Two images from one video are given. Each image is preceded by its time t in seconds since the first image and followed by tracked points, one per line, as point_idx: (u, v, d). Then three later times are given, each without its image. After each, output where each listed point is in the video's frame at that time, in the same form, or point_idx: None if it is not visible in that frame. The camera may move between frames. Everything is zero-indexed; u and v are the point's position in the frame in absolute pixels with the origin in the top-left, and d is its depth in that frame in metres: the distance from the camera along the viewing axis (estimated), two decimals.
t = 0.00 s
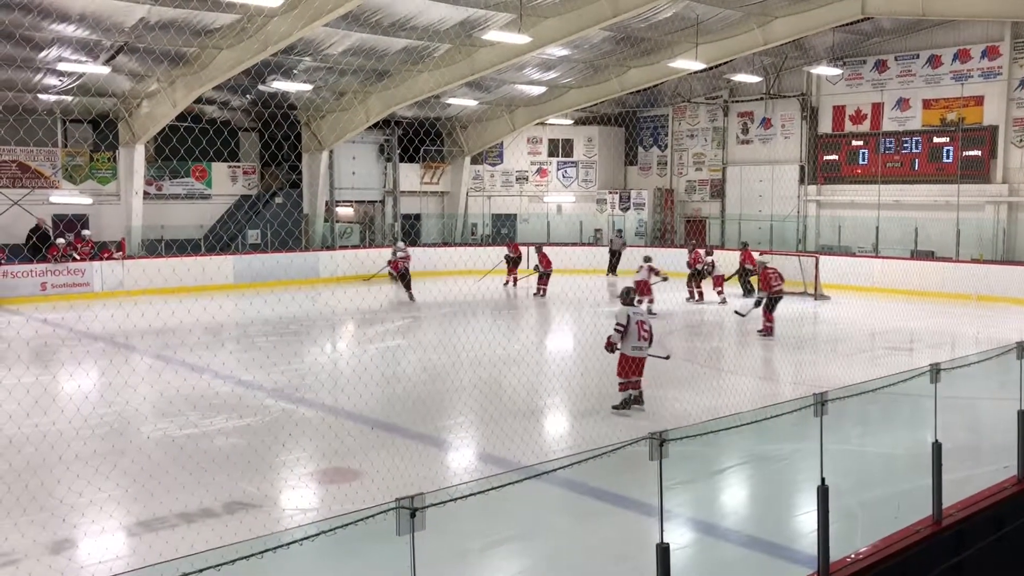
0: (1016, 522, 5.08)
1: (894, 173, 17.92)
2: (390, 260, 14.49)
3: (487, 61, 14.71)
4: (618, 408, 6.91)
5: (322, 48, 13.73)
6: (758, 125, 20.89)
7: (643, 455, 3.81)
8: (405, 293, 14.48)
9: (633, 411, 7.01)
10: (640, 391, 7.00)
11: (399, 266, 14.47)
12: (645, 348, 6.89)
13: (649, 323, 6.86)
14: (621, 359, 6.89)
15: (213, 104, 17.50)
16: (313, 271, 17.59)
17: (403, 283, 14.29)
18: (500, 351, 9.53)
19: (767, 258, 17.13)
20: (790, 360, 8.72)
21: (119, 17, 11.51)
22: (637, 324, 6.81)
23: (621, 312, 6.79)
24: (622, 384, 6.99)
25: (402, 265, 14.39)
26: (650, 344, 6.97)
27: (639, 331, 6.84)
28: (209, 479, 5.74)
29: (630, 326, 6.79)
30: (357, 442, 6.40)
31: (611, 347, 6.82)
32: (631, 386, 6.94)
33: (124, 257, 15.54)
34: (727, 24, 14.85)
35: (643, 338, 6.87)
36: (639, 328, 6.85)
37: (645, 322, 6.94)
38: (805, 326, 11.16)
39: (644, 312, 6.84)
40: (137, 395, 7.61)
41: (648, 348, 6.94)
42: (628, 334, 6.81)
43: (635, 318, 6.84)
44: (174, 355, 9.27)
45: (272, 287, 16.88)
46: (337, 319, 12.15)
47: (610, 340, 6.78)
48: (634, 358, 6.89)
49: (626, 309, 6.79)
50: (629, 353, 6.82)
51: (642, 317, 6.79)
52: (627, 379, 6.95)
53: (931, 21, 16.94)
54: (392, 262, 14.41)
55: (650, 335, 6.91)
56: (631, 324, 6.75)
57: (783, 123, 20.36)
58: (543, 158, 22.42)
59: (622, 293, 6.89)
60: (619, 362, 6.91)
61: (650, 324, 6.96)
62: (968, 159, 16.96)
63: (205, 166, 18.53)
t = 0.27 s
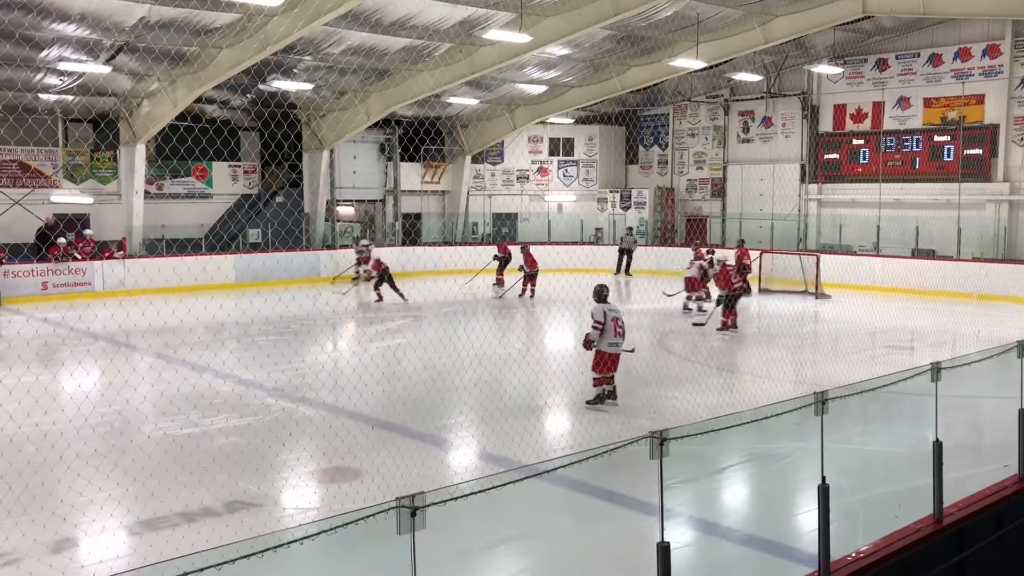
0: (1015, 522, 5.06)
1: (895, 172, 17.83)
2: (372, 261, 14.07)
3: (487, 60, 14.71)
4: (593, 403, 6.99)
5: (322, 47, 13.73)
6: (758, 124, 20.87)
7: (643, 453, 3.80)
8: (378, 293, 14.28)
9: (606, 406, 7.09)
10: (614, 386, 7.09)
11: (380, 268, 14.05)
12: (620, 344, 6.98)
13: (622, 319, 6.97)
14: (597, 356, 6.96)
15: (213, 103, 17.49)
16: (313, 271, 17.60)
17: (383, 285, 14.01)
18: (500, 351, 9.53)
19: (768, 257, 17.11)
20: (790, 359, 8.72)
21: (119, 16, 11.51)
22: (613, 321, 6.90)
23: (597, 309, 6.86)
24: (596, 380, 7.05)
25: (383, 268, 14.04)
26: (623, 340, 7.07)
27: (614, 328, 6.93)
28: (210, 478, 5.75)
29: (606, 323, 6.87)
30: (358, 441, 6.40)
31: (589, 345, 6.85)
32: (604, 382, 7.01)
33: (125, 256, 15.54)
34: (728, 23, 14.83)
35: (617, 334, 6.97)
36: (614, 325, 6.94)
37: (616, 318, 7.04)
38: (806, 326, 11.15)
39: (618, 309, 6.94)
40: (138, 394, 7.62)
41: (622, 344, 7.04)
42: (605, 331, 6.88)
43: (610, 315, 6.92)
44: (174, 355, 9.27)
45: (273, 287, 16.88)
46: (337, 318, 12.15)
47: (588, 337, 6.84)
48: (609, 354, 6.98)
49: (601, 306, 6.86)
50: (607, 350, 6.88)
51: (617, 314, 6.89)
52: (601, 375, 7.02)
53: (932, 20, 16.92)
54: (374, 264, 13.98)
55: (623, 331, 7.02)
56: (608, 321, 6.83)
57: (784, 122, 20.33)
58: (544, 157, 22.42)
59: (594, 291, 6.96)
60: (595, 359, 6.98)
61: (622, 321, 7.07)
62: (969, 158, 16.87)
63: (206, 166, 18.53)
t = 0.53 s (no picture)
0: (1020, 521, 5.05)
1: (899, 170, 17.92)
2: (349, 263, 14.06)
3: (491, 60, 14.71)
4: (571, 399, 7.10)
5: (326, 47, 13.74)
6: (762, 123, 20.84)
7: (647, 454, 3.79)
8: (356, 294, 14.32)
9: (583, 403, 7.20)
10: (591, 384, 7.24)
11: (356, 271, 14.13)
12: (597, 342, 7.23)
13: (597, 317, 7.24)
14: (576, 352, 7.15)
15: (217, 103, 17.51)
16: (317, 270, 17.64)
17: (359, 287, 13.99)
18: (503, 350, 9.53)
19: (771, 257, 17.09)
20: (793, 358, 8.70)
21: (123, 16, 11.52)
22: (590, 318, 7.16)
23: (574, 306, 7.11)
24: (573, 377, 7.20)
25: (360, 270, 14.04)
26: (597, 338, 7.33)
27: (592, 325, 7.19)
28: (214, 478, 5.76)
29: (585, 319, 7.13)
30: (361, 441, 6.41)
31: (569, 340, 7.06)
32: (582, 378, 7.16)
33: (129, 256, 15.57)
34: (731, 22, 14.82)
35: (594, 332, 7.22)
36: (591, 322, 7.20)
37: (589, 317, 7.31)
38: (809, 325, 11.15)
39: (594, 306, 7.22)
40: (141, 394, 7.63)
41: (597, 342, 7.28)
42: (584, 327, 7.11)
43: (587, 313, 7.18)
44: (178, 354, 9.29)
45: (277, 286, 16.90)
46: (340, 318, 12.16)
47: (568, 333, 7.06)
48: (587, 351, 7.18)
49: (578, 303, 7.12)
50: (585, 346, 7.11)
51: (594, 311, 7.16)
52: (578, 372, 7.19)
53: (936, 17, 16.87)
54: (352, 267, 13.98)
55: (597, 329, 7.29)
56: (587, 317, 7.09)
57: (788, 120, 20.31)
58: (547, 156, 22.43)
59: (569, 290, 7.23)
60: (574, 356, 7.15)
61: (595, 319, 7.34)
62: (973, 156, 16.96)
63: (210, 165, 18.54)
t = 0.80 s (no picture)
0: None
1: (909, 168, 17.65)
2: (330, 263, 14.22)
3: (499, 58, 14.72)
4: (553, 395, 7.19)
5: (334, 46, 13.76)
6: (771, 120, 20.79)
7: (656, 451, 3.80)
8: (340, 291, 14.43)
9: (566, 399, 7.28)
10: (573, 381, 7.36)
11: (338, 266, 14.22)
12: (579, 339, 7.40)
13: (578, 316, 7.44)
14: (558, 349, 7.30)
15: (226, 102, 17.55)
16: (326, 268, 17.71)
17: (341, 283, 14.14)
18: (512, 348, 9.55)
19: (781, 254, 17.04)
20: (802, 356, 8.69)
21: (133, 15, 11.57)
22: (571, 315, 7.35)
23: (556, 304, 7.32)
24: (556, 374, 7.33)
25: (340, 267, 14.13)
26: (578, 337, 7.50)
27: (574, 322, 7.37)
28: (224, 475, 5.78)
29: (566, 317, 7.32)
30: (371, 438, 6.42)
31: (550, 337, 7.24)
32: (565, 374, 7.28)
33: (139, 254, 15.63)
34: (740, 19, 14.79)
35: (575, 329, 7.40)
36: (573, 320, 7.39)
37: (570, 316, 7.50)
38: (818, 323, 11.14)
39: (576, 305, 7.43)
40: (152, 392, 7.66)
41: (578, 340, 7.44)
42: (565, 324, 7.30)
43: (568, 311, 7.38)
44: (188, 352, 9.32)
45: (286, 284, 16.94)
46: (349, 316, 12.18)
47: (548, 329, 7.24)
48: (568, 349, 7.34)
49: (560, 301, 7.33)
50: (566, 342, 7.27)
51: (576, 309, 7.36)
52: (561, 369, 7.32)
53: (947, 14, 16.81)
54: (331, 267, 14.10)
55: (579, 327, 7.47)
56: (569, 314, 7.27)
57: (797, 118, 20.28)
58: (556, 154, 22.43)
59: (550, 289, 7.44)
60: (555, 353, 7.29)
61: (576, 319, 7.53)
62: (984, 154, 16.72)
63: (219, 164, 18.62)
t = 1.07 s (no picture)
0: None
1: (923, 164, 17.83)
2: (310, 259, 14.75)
3: (510, 56, 14.71)
4: (540, 392, 7.22)
5: (346, 44, 13.79)
6: (784, 117, 20.70)
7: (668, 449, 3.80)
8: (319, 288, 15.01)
9: (552, 395, 7.32)
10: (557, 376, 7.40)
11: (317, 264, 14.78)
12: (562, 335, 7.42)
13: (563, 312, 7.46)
14: (543, 346, 7.33)
15: (239, 100, 17.60)
16: (339, 265, 17.80)
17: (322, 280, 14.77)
18: (524, 345, 9.55)
19: (794, 252, 16.96)
20: (815, 353, 8.65)
21: (146, 14, 11.62)
22: (556, 312, 7.37)
23: (540, 301, 7.35)
24: (541, 371, 7.34)
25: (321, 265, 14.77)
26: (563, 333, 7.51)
27: (558, 319, 7.39)
28: (237, 473, 5.79)
29: (549, 313, 7.33)
30: (383, 436, 6.43)
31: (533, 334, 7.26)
32: (550, 371, 7.30)
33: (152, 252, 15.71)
34: (751, 16, 14.74)
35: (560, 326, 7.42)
36: (557, 316, 7.40)
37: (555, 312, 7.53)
38: (831, 320, 11.09)
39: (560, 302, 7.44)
40: (165, 389, 7.69)
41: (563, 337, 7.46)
42: (549, 321, 7.33)
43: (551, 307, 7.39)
44: (201, 350, 9.35)
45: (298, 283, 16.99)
46: (361, 313, 12.20)
47: (531, 327, 7.26)
48: (552, 346, 7.37)
49: (543, 298, 7.36)
50: (551, 339, 7.30)
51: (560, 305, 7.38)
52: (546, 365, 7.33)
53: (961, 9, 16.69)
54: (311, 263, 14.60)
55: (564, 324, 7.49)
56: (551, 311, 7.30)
57: (810, 115, 20.15)
58: (567, 152, 22.38)
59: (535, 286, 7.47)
60: (540, 349, 7.33)
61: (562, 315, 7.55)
62: (999, 150, 16.66)
63: (232, 162, 18.66)
